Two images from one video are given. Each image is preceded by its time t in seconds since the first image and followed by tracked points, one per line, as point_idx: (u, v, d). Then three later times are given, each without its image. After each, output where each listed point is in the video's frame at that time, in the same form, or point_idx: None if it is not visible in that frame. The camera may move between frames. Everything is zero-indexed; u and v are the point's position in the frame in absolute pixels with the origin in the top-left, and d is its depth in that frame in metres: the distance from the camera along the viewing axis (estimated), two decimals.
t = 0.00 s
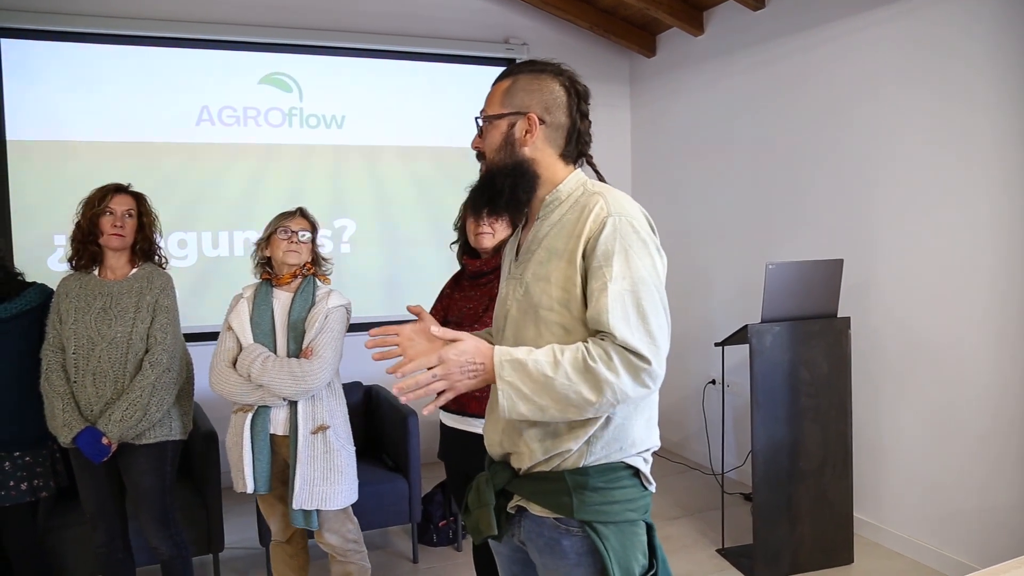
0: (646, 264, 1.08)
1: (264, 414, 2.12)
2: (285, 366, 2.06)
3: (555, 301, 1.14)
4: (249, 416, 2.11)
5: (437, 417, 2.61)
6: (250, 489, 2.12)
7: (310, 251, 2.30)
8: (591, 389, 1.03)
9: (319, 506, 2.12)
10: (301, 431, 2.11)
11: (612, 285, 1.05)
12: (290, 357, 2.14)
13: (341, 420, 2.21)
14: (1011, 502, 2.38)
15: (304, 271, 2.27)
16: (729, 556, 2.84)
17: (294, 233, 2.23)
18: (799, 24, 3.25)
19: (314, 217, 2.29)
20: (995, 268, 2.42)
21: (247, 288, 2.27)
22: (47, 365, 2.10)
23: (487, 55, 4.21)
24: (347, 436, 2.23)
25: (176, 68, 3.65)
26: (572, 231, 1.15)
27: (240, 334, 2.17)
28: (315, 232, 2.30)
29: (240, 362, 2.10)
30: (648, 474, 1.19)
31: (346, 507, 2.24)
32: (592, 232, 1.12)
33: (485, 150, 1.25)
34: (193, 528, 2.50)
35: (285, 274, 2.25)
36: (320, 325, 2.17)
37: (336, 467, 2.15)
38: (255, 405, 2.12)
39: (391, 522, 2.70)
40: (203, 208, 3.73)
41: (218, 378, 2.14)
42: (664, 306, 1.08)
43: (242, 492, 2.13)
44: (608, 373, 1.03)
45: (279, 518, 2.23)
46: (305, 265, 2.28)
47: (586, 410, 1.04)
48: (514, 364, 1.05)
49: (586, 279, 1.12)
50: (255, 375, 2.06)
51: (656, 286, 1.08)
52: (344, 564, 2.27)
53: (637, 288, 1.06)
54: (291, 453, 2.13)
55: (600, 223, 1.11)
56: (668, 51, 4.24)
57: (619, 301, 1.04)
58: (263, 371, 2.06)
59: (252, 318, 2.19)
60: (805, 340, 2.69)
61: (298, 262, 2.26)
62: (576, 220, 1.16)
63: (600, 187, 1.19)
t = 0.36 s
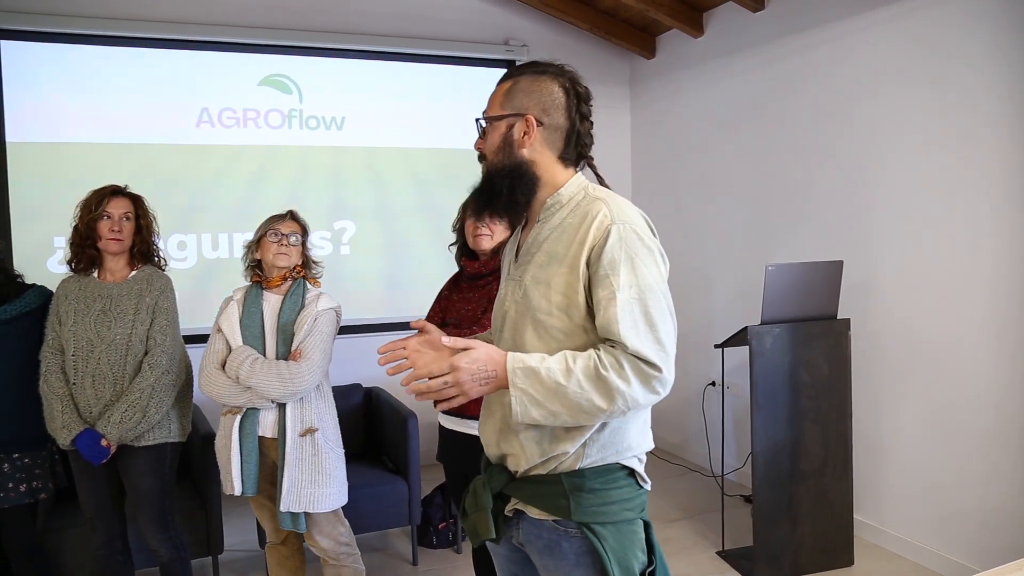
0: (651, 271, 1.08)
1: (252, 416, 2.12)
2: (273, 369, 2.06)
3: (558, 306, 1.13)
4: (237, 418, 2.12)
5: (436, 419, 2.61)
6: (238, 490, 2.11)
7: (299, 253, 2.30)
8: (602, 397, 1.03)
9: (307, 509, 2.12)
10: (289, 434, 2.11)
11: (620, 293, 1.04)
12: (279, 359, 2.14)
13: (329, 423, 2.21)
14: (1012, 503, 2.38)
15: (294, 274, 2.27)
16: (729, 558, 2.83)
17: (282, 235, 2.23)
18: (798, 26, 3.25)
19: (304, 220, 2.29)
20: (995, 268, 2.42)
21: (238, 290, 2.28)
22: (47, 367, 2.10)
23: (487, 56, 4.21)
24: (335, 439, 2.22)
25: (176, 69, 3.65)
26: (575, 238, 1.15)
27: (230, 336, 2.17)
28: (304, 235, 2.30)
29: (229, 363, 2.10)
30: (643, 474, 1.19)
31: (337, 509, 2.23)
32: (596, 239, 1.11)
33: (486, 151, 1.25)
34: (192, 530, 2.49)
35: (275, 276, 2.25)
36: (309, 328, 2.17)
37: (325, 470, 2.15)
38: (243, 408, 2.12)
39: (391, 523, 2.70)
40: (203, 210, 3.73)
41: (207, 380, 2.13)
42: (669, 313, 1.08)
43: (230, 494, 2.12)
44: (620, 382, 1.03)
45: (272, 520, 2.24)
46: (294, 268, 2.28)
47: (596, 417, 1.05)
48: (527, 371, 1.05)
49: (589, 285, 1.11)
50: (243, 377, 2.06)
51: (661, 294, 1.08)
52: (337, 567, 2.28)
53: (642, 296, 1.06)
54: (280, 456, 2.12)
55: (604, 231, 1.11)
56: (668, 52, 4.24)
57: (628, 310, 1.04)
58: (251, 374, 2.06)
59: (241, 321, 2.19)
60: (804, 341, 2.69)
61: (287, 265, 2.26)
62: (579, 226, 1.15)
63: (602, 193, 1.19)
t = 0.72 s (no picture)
0: (645, 281, 1.08)
1: (254, 416, 2.12)
2: (273, 368, 2.06)
3: (555, 309, 1.13)
4: (239, 419, 2.12)
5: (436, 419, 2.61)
6: (239, 492, 2.11)
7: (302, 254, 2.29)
8: (570, 401, 1.05)
9: (308, 510, 2.11)
10: (290, 435, 2.11)
11: (609, 300, 1.04)
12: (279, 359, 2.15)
13: (330, 423, 2.21)
14: (1012, 504, 2.38)
15: (295, 275, 2.27)
16: (729, 559, 2.82)
17: (284, 235, 2.22)
18: (798, 26, 3.25)
19: (305, 221, 2.29)
20: (995, 268, 2.42)
21: (239, 292, 2.28)
22: (47, 368, 2.10)
23: (488, 56, 4.21)
24: (337, 439, 2.22)
25: (176, 70, 3.65)
26: (577, 243, 1.15)
27: (231, 337, 2.17)
28: (307, 235, 2.30)
29: (230, 363, 2.11)
30: (640, 474, 1.19)
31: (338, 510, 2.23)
32: (596, 245, 1.11)
33: (495, 149, 1.24)
34: (192, 531, 2.49)
35: (276, 277, 2.25)
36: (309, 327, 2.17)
37: (325, 471, 2.14)
38: (244, 408, 2.12)
39: (391, 524, 2.70)
40: (203, 211, 3.73)
41: (208, 380, 2.14)
42: (657, 325, 1.07)
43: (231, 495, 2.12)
44: (587, 389, 1.04)
45: (273, 521, 2.23)
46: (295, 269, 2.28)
47: (568, 419, 1.07)
48: (507, 366, 1.09)
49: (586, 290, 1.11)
50: (244, 377, 2.06)
51: (653, 304, 1.07)
52: (339, 568, 2.28)
53: (633, 305, 1.05)
54: (280, 457, 2.12)
55: (605, 237, 1.11)
56: (668, 52, 4.24)
57: (612, 318, 1.04)
58: (252, 373, 2.06)
59: (243, 321, 2.19)
60: (805, 341, 2.68)
61: (289, 265, 2.25)
62: (582, 231, 1.15)
63: (606, 200, 1.18)
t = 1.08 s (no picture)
0: (657, 281, 1.09)
1: (266, 418, 2.12)
2: (285, 367, 2.06)
3: (563, 311, 1.13)
4: (251, 420, 2.11)
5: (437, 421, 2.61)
6: (252, 493, 2.11)
7: (312, 253, 2.30)
8: (592, 404, 1.05)
9: (319, 511, 2.12)
10: (302, 436, 2.11)
11: (623, 301, 1.05)
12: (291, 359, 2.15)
13: (343, 424, 2.21)
14: (1013, 504, 2.38)
15: (306, 274, 2.27)
16: (730, 559, 2.82)
17: (293, 235, 2.22)
18: (798, 26, 3.25)
19: (315, 221, 2.29)
20: (995, 268, 2.42)
21: (250, 293, 2.28)
22: (47, 369, 2.11)
23: (488, 57, 4.21)
24: (349, 440, 2.23)
25: (176, 71, 3.66)
26: (583, 244, 1.15)
27: (243, 338, 2.17)
28: (316, 235, 2.30)
29: (242, 364, 2.11)
30: (639, 473, 1.19)
31: (350, 511, 2.23)
32: (605, 247, 1.12)
33: (500, 147, 1.23)
34: (193, 532, 2.49)
35: (287, 277, 2.25)
36: (321, 328, 2.17)
37: (337, 471, 2.14)
38: (257, 409, 2.12)
39: (392, 525, 2.70)
40: (203, 212, 3.73)
41: (220, 382, 2.14)
42: (670, 324, 1.09)
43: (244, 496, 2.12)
44: (610, 392, 1.04)
45: (281, 522, 2.21)
46: (306, 268, 2.28)
47: (590, 423, 1.07)
48: (525, 375, 1.09)
49: (595, 292, 1.12)
50: (256, 378, 2.07)
51: (664, 303, 1.09)
52: (346, 568, 2.27)
53: (647, 305, 1.06)
54: (292, 458, 2.12)
55: (613, 240, 1.11)
56: (669, 52, 4.24)
57: (630, 318, 1.05)
58: (264, 374, 2.06)
59: (254, 322, 2.19)
60: (806, 341, 2.68)
61: (299, 265, 2.25)
62: (587, 232, 1.15)
63: (609, 201, 1.19)
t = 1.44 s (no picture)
0: (665, 284, 1.12)
1: (282, 420, 2.12)
2: (300, 372, 2.06)
3: (572, 315, 1.14)
4: (266, 423, 2.12)
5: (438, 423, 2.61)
6: (268, 497, 2.11)
7: (326, 255, 2.30)
8: (606, 406, 1.06)
9: (335, 515, 2.11)
10: (318, 439, 2.11)
11: (636, 304, 1.07)
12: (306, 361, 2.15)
13: (358, 427, 2.21)
14: (1015, 506, 2.37)
15: (321, 276, 2.27)
16: (732, 562, 2.82)
17: (308, 237, 2.23)
18: (799, 28, 3.25)
19: (330, 223, 2.30)
20: (997, 270, 2.42)
21: (265, 295, 2.28)
22: (50, 371, 2.11)
23: (489, 59, 4.21)
24: (364, 444, 2.23)
25: (178, 74, 3.67)
26: (593, 249, 1.16)
27: (257, 340, 2.18)
28: (331, 237, 2.31)
29: (256, 367, 2.11)
30: (641, 472, 1.21)
31: (363, 516, 2.23)
32: (614, 251, 1.13)
33: (508, 149, 1.21)
34: (195, 535, 2.49)
35: (302, 280, 2.26)
36: (336, 330, 2.17)
37: (352, 476, 2.14)
38: (271, 413, 2.12)
39: (394, 528, 2.70)
40: (205, 214, 3.73)
41: (235, 384, 2.13)
42: (679, 325, 1.11)
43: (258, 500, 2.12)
44: (624, 393, 1.06)
45: (292, 527, 2.21)
46: (320, 271, 2.28)
47: (602, 424, 1.08)
48: (536, 378, 1.09)
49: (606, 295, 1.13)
50: (271, 381, 2.06)
51: (672, 306, 1.12)
52: (355, 571, 2.27)
53: (658, 307, 1.09)
54: (307, 461, 2.12)
55: (623, 244, 1.13)
56: (670, 55, 4.24)
57: (643, 321, 1.07)
58: (278, 377, 2.06)
59: (269, 324, 2.20)
60: (808, 343, 2.68)
61: (314, 267, 2.26)
62: (596, 237, 1.17)
63: (615, 207, 1.21)
